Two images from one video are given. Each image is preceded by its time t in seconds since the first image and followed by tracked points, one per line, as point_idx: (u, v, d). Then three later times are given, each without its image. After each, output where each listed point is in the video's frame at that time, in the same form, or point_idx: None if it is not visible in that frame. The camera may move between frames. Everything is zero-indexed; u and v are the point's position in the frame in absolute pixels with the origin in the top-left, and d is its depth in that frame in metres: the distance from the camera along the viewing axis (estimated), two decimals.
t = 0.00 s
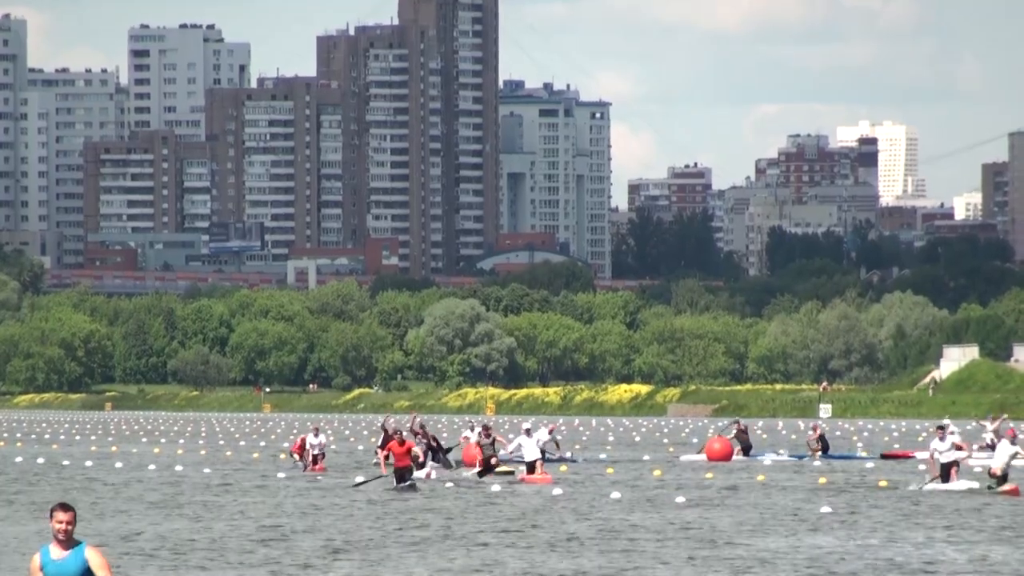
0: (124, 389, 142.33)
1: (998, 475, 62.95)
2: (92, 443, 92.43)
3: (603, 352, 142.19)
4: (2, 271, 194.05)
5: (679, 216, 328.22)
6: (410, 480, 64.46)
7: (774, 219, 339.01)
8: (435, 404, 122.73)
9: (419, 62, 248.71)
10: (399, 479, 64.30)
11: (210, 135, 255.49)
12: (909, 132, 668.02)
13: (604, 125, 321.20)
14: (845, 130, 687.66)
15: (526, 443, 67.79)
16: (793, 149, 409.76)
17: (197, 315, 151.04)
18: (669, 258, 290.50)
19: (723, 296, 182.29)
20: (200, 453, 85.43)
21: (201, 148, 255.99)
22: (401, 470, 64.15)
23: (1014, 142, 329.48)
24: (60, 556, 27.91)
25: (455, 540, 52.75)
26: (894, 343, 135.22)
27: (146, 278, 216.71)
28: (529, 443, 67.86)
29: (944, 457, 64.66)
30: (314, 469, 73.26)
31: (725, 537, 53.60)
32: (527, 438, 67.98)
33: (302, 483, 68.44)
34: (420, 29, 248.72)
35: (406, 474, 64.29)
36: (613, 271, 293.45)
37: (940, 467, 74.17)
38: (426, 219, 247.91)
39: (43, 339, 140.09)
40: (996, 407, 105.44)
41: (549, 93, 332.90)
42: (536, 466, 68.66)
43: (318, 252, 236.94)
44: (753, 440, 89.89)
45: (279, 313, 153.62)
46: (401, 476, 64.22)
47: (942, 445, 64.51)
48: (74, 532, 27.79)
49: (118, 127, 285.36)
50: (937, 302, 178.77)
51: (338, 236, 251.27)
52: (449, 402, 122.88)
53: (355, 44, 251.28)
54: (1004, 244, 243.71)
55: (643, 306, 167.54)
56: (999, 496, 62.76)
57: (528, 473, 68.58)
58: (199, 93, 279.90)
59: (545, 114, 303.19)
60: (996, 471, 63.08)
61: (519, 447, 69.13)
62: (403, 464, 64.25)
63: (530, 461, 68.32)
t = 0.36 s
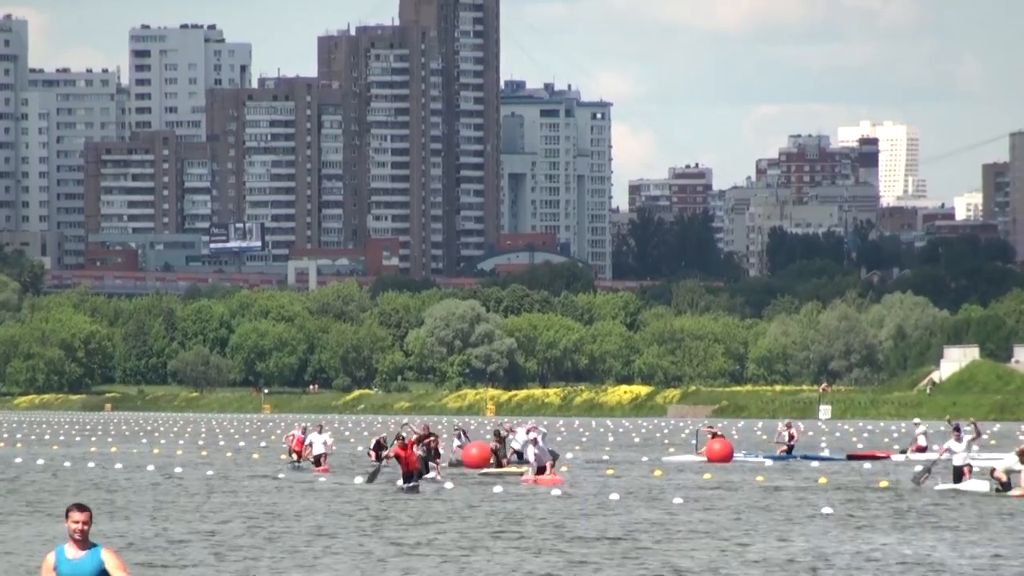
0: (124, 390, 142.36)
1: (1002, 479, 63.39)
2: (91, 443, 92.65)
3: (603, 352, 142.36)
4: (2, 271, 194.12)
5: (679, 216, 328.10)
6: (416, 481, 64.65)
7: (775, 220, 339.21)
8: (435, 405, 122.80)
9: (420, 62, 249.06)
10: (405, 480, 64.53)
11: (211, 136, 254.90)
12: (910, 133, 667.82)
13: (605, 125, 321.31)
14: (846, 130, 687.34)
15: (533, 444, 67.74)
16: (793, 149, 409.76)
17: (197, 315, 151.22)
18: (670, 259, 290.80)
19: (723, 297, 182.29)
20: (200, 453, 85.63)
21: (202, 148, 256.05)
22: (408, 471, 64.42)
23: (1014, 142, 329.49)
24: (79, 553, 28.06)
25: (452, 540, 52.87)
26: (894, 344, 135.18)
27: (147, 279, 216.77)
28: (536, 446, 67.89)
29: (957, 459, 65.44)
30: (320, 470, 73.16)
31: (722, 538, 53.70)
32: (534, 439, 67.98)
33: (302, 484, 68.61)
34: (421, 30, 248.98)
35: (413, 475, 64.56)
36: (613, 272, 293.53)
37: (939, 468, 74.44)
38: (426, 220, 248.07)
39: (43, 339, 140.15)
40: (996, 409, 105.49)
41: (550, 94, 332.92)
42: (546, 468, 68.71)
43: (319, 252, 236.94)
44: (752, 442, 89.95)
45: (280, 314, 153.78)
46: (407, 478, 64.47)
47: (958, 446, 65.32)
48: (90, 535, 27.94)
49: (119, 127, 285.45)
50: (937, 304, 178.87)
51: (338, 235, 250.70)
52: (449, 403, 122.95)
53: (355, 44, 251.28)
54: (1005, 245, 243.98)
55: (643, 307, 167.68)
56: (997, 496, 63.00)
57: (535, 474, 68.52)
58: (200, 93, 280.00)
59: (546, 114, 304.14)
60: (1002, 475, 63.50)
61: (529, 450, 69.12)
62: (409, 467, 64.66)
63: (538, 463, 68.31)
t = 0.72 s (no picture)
0: (124, 390, 142.45)
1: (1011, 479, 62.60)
2: (90, 443, 92.79)
3: (603, 353, 142.56)
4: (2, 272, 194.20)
5: (680, 215, 328.04)
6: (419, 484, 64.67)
7: (776, 220, 339.32)
8: (435, 406, 122.84)
9: (421, 62, 249.13)
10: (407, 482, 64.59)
11: (212, 136, 254.64)
12: (911, 133, 667.78)
13: (605, 126, 321.18)
14: (846, 131, 687.16)
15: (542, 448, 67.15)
16: (794, 149, 409.72)
17: (198, 315, 151.35)
18: (670, 259, 290.98)
19: (723, 297, 182.29)
20: (200, 453, 85.74)
21: (202, 148, 256.07)
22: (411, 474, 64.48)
23: (1015, 142, 329.46)
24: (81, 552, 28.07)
25: (450, 540, 52.95)
26: (894, 344, 135.08)
27: (147, 279, 216.68)
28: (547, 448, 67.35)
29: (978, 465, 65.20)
30: (323, 470, 72.88)
31: (719, 538, 53.75)
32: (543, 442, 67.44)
33: (301, 484, 68.68)
34: (421, 30, 249.31)
35: (417, 477, 64.64)
36: (613, 272, 293.63)
37: (936, 468, 74.49)
38: (427, 220, 248.18)
39: (43, 340, 140.17)
40: (996, 409, 105.51)
41: (551, 94, 333.01)
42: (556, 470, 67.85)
43: (319, 252, 236.97)
44: (752, 442, 89.98)
45: (280, 314, 153.91)
46: (410, 479, 64.55)
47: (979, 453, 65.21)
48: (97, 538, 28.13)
49: (119, 128, 285.52)
50: (937, 304, 178.83)
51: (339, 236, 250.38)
52: (449, 403, 123.00)
53: (356, 44, 251.33)
54: (1005, 245, 244.11)
55: (643, 307, 167.80)
56: (996, 497, 63.05)
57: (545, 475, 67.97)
58: (200, 93, 279.89)
59: (547, 114, 303.83)
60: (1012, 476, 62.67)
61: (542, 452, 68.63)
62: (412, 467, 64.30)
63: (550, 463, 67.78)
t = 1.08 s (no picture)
0: (122, 391, 142.64)
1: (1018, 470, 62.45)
2: (90, 444, 93.01)
3: (601, 353, 142.66)
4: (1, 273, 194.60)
5: (678, 216, 328.33)
6: (424, 483, 64.41)
7: (773, 221, 339.39)
8: (433, 406, 122.99)
9: (418, 64, 248.67)
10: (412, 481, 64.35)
11: (211, 137, 256.14)
12: (909, 135, 668.29)
13: (604, 128, 320.02)
14: (843, 133, 687.46)
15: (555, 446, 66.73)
16: (793, 150, 410.06)
17: (196, 316, 151.48)
18: (669, 260, 291.22)
19: (721, 298, 182.77)
20: (201, 454, 85.99)
21: (201, 150, 256.64)
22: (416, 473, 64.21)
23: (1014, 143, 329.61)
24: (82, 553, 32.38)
25: (448, 540, 52.96)
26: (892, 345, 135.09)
27: (145, 280, 217.05)
28: (558, 445, 66.93)
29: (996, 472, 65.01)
30: (324, 471, 73.08)
31: (716, 537, 53.76)
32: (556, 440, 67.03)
33: (301, 484, 68.77)
34: (419, 30, 247.38)
35: (421, 476, 64.32)
36: (612, 273, 293.87)
37: (937, 467, 74.47)
38: (426, 221, 248.18)
39: (41, 341, 140.19)
40: (995, 408, 105.50)
41: (549, 95, 333.54)
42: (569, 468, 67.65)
43: (318, 253, 237.08)
44: (753, 441, 89.94)
45: (277, 315, 153.95)
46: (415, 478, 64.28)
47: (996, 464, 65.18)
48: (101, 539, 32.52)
49: (118, 129, 285.88)
50: (935, 305, 179.23)
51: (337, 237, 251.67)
52: (447, 404, 123.24)
53: (355, 45, 251.59)
54: (1004, 246, 244.06)
55: (642, 309, 168.11)
56: (997, 496, 63.02)
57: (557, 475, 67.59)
58: (198, 95, 279.79)
59: (545, 116, 303.90)
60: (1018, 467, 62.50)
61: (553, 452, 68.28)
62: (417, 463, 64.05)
63: (561, 462, 67.47)
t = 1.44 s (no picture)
0: (123, 392, 142.69)
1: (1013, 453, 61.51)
2: (90, 445, 93.15)
3: (602, 354, 142.93)
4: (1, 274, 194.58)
5: (677, 216, 328.34)
6: (432, 485, 63.99)
7: (773, 221, 339.53)
8: (433, 407, 122.97)
9: (418, 64, 248.14)
10: (420, 483, 63.92)
11: (211, 137, 254.08)
12: (908, 134, 668.48)
13: (603, 128, 319.77)
14: (843, 132, 687.70)
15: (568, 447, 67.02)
16: (792, 149, 410.14)
17: (196, 316, 151.35)
18: (668, 260, 291.44)
19: (721, 298, 182.58)
20: (200, 455, 86.27)
21: (200, 150, 255.97)
22: (424, 473, 63.86)
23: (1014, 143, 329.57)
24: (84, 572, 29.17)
25: (448, 540, 53.07)
26: (893, 346, 134.87)
27: (145, 280, 217.01)
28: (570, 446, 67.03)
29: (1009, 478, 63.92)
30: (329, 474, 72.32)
31: (716, 538, 53.87)
32: (569, 440, 67.30)
33: (302, 485, 68.92)
34: (419, 31, 247.31)
35: (428, 477, 63.89)
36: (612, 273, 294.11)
37: (936, 468, 74.58)
38: (425, 221, 248.48)
39: (41, 341, 139.98)
40: (995, 409, 105.63)
41: (549, 95, 333.59)
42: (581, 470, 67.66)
43: (318, 253, 237.09)
44: (751, 442, 90.09)
45: (278, 315, 154.05)
46: (423, 480, 63.93)
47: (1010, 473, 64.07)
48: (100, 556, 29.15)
49: (116, 129, 285.67)
50: (935, 305, 179.15)
51: (337, 237, 252.74)
52: (448, 404, 123.18)
53: (354, 45, 251.83)
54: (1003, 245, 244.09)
55: (643, 309, 168.02)
56: (997, 496, 63.16)
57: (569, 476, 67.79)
58: (197, 94, 279.45)
59: (544, 115, 302.89)
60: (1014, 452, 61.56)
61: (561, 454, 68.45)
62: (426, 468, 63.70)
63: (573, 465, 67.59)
